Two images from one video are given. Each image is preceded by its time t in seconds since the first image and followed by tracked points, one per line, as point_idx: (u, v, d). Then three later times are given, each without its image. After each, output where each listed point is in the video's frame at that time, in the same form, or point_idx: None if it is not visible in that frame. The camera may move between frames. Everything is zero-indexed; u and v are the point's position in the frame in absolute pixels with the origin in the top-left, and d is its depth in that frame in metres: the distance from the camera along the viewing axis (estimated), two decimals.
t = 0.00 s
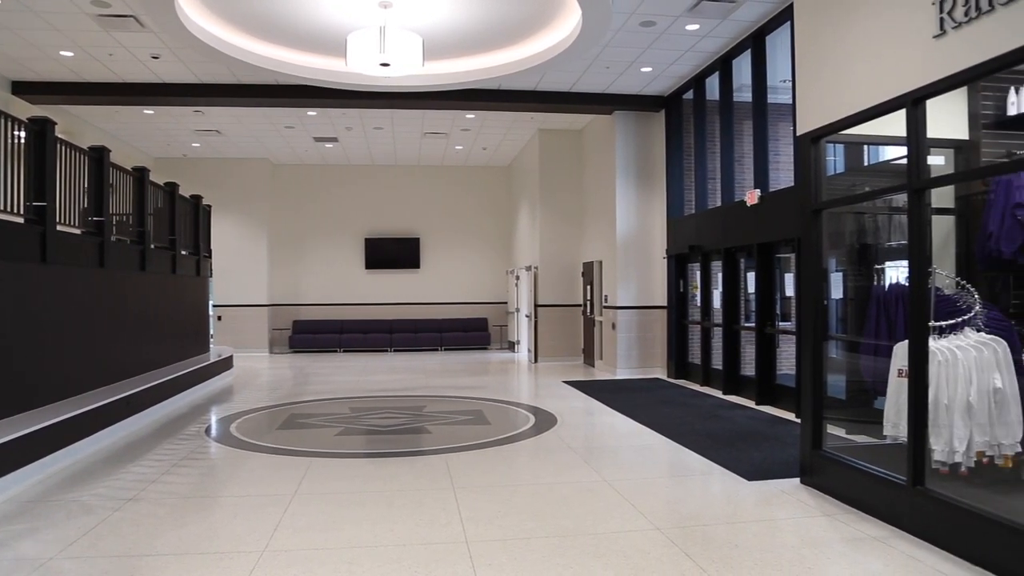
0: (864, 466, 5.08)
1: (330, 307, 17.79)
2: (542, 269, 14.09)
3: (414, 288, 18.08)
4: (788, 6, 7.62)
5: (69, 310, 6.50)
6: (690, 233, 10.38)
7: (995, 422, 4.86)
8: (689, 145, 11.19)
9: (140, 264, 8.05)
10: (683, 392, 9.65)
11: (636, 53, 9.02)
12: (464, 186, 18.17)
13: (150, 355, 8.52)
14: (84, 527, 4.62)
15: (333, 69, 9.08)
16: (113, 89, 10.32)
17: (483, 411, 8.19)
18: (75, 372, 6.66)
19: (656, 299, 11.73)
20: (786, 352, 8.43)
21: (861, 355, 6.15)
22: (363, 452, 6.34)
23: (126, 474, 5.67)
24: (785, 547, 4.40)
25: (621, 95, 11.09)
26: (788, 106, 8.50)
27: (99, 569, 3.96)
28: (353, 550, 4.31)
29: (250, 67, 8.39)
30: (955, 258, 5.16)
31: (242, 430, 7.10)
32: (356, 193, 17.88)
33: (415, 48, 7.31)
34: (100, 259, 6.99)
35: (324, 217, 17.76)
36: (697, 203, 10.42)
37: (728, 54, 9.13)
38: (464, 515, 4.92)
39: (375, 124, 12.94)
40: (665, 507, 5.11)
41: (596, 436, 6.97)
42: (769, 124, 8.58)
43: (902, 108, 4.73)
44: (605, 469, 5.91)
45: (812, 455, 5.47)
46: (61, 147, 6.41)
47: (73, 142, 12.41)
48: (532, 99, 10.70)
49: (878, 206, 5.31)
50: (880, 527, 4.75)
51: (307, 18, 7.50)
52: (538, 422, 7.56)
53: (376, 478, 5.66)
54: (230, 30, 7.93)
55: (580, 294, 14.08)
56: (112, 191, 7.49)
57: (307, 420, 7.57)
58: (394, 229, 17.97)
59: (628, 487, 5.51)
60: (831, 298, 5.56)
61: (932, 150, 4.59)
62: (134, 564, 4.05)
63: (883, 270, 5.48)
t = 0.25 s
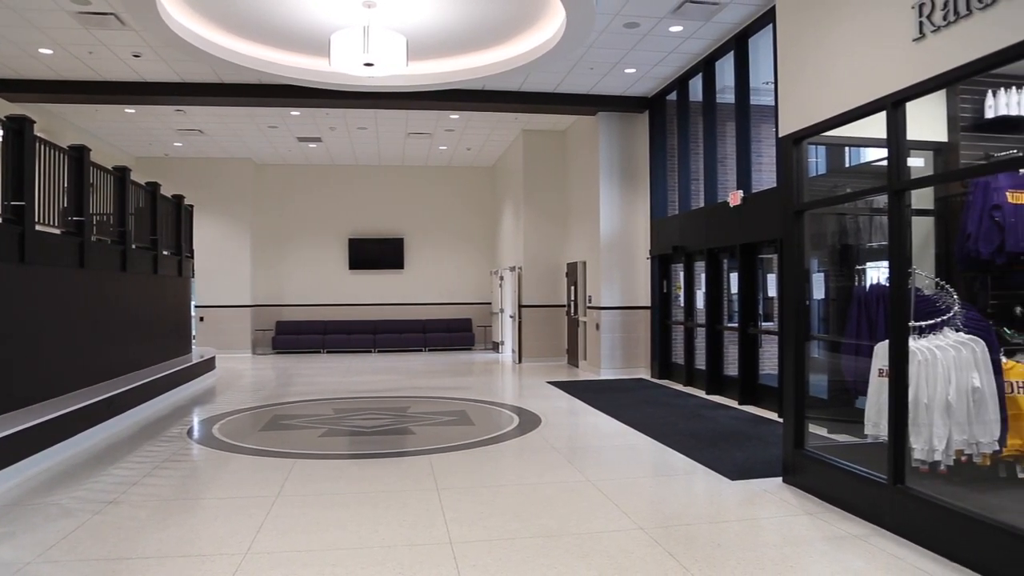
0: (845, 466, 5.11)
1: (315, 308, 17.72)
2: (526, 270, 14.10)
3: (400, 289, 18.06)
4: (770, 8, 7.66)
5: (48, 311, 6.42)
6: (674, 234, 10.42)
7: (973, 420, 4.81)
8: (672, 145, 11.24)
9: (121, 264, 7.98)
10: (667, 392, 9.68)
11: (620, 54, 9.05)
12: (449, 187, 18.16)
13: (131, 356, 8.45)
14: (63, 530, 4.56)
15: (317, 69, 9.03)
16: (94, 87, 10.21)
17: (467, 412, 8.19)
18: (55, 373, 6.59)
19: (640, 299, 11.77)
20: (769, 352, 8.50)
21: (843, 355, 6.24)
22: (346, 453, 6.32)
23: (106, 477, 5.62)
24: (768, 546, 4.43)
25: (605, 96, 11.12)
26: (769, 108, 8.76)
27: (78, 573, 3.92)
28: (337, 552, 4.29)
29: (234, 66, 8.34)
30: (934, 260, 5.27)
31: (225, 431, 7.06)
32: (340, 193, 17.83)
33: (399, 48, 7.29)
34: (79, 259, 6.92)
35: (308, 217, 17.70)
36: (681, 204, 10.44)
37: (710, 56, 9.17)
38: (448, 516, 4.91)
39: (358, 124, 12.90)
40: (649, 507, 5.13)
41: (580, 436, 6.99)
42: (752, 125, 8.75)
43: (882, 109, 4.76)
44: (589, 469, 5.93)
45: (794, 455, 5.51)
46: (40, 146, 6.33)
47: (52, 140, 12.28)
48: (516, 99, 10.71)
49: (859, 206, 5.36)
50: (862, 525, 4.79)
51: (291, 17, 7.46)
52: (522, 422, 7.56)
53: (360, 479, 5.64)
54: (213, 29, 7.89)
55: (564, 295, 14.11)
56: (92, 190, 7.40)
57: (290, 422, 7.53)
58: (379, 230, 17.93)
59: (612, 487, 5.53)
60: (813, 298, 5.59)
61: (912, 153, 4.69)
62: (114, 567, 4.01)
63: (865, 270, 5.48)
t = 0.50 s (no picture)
0: (825, 465, 5.15)
1: (298, 309, 17.63)
2: (509, 271, 14.11)
3: (382, 290, 18.01)
4: (750, 11, 7.73)
5: (25, 312, 6.34)
6: (655, 235, 10.46)
7: (949, 419, 4.90)
8: (653, 147, 11.29)
9: (99, 264, 7.89)
10: (649, 392, 9.72)
11: (601, 56, 9.09)
12: (431, 187, 18.14)
13: (109, 358, 8.36)
14: (39, 534, 4.51)
15: (297, 69, 9.00)
16: (72, 86, 10.09)
17: (450, 413, 8.17)
18: (32, 375, 6.52)
19: (622, 300, 11.82)
20: (749, 353, 8.57)
21: (822, 355, 6.28)
22: (327, 455, 6.29)
23: (83, 480, 5.55)
24: (748, 545, 4.46)
25: (587, 97, 11.16)
26: (749, 109, 8.61)
27: None
28: (318, 554, 4.26)
29: (215, 66, 8.28)
30: (911, 261, 5.29)
31: (205, 434, 7.00)
32: (323, 193, 17.76)
33: (380, 49, 7.27)
34: (56, 260, 6.83)
35: (290, 218, 17.61)
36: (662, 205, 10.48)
37: (692, 58, 9.22)
38: (430, 517, 4.90)
39: (340, 124, 12.86)
40: (631, 507, 5.15)
41: (561, 437, 7.00)
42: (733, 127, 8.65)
43: (862, 112, 4.81)
44: (572, 469, 5.94)
45: (774, 455, 5.55)
46: (16, 145, 6.22)
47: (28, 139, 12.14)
48: (499, 100, 10.72)
49: (837, 208, 5.40)
50: (841, 524, 4.84)
51: (271, 17, 7.42)
52: (504, 423, 7.57)
53: (342, 481, 5.61)
54: (193, 28, 7.84)
55: (546, 296, 14.14)
56: (69, 190, 7.30)
57: (271, 423, 7.48)
58: (362, 230, 17.88)
59: (594, 487, 5.54)
60: (793, 299, 5.66)
61: (889, 155, 4.74)
62: (89, 571, 3.96)
63: (844, 271, 5.51)
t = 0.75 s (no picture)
0: (807, 465, 5.18)
1: (283, 310, 17.56)
2: (493, 272, 14.11)
3: (368, 291, 17.96)
4: (733, 14, 7.79)
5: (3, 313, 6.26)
6: (639, 236, 10.50)
7: (929, 419, 4.89)
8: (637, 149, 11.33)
9: (79, 265, 7.82)
10: (632, 393, 9.76)
11: (585, 58, 9.12)
12: (416, 189, 18.11)
13: (89, 360, 8.28)
14: (17, 539, 4.45)
15: (281, 70, 8.96)
16: (53, 84, 9.99)
17: (434, 415, 8.16)
18: (10, 377, 6.44)
19: (605, 302, 11.85)
20: (732, 353, 8.62)
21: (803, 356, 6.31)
22: (311, 457, 6.26)
23: (62, 483, 5.49)
24: (732, 545, 4.48)
25: (571, 99, 11.19)
26: (733, 112, 8.75)
27: None
28: (301, 557, 4.24)
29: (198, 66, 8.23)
30: (892, 262, 5.43)
31: (187, 436, 6.94)
32: (307, 194, 17.68)
33: (365, 50, 7.26)
34: (35, 260, 6.76)
35: (275, 219, 17.53)
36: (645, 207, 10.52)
37: (676, 60, 9.28)
38: (415, 519, 4.89)
39: (323, 125, 12.81)
40: (616, 508, 5.16)
41: (546, 438, 7.02)
42: (716, 129, 8.81)
43: (842, 114, 4.84)
44: (556, 470, 5.95)
45: (757, 455, 5.59)
46: None
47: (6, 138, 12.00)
48: (484, 101, 10.73)
49: (820, 209, 5.54)
50: (824, 523, 4.88)
51: (255, 16, 7.39)
52: (488, 424, 7.57)
53: (326, 484, 5.58)
54: (176, 28, 7.79)
55: (530, 297, 14.15)
56: (49, 190, 7.22)
57: (254, 425, 7.44)
58: (347, 231, 17.82)
59: (578, 488, 5.55)
60: (776, 300, 5.70)
61: (870, 157, 4.80)
62: None
63: (826, 272, 5.60)
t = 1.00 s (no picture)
0: (787, 466, 5.23)
1: (267, 312, 17.48)
2: (475, 274, 14.10)
3: (352, 293, 17.90)
4: (714, 18, 7.84)
5: None
6: (622, 239, 10.53)
7: (908, 419, 4.94)
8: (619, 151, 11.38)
9: (57, 267, 7.74)
10: (615, 395, 9.78)
11: (567, 60, 9.15)
12: (400, 190, 18.09)
13: (67, 362, 8.19)
14: None
15: (263, 70, 8.91)
16: (31, 84, 9.87)
17: (417, 417, 8.14)
18: None
19: (588, 304, 11.88)
20: (714, 355, 8.67)
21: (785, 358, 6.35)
22: (292, 460, 6.23)
23: (38, 488, 5.42)
24: (715, 546, 4.50)
25: (554, 102, 11.23)
26: (715, 115, 8.74)
27: None
28: (282, 561, 4.20)
29: (179, 66, 8.16)
30: (871, 264, 5.45)
31: (167, 439, 6.88)
32: (291, 195, 17.61)
33: (347, 51, 7.25)
34: (12, 262, 6.69)
35: (257, 220, 17.44)
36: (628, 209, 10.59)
37: (658, 63, 9.33)
38: (397, 522, 4.87)
39: (306, 126, 12.76)
40: (598, 510, 5.16)
41: (529, 439, 7.03)
42: (698, 132, 8.81)
43: (821, 119, 4.89)
44: (538, 473, 5.95)
45: (738, 456, 5.63)
46: None
47: None
48: (467, 103, 10.74)
49: (801, 212, 5.58)
50: (805, 524, 4.91)
51: (237, 16, 7.34)
52: (471, 427, 7.56)
53: (307, 487, 5.55)
54: (157, 28, 7.73)
55: (513, 299, 14.16)
56: (27, 190, 7.13)
57: (235, 428, 7.39)
58: (331, 233, 17.76)
59: (560, 490, 5.55)
60: (757, 302, 5.71)
61: (849, 160, 4.90)
62: None
63: (807, 275, 5.68)
